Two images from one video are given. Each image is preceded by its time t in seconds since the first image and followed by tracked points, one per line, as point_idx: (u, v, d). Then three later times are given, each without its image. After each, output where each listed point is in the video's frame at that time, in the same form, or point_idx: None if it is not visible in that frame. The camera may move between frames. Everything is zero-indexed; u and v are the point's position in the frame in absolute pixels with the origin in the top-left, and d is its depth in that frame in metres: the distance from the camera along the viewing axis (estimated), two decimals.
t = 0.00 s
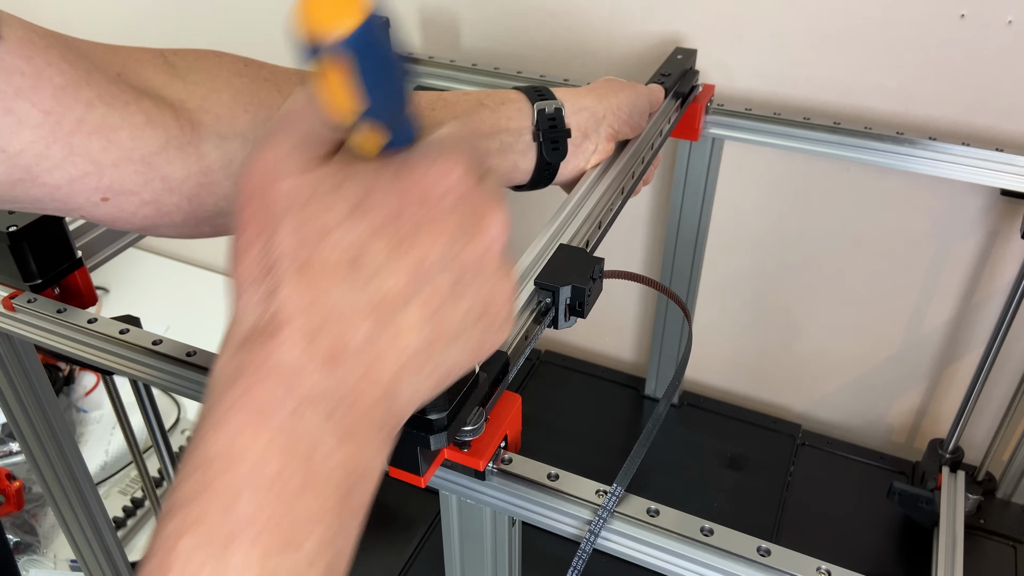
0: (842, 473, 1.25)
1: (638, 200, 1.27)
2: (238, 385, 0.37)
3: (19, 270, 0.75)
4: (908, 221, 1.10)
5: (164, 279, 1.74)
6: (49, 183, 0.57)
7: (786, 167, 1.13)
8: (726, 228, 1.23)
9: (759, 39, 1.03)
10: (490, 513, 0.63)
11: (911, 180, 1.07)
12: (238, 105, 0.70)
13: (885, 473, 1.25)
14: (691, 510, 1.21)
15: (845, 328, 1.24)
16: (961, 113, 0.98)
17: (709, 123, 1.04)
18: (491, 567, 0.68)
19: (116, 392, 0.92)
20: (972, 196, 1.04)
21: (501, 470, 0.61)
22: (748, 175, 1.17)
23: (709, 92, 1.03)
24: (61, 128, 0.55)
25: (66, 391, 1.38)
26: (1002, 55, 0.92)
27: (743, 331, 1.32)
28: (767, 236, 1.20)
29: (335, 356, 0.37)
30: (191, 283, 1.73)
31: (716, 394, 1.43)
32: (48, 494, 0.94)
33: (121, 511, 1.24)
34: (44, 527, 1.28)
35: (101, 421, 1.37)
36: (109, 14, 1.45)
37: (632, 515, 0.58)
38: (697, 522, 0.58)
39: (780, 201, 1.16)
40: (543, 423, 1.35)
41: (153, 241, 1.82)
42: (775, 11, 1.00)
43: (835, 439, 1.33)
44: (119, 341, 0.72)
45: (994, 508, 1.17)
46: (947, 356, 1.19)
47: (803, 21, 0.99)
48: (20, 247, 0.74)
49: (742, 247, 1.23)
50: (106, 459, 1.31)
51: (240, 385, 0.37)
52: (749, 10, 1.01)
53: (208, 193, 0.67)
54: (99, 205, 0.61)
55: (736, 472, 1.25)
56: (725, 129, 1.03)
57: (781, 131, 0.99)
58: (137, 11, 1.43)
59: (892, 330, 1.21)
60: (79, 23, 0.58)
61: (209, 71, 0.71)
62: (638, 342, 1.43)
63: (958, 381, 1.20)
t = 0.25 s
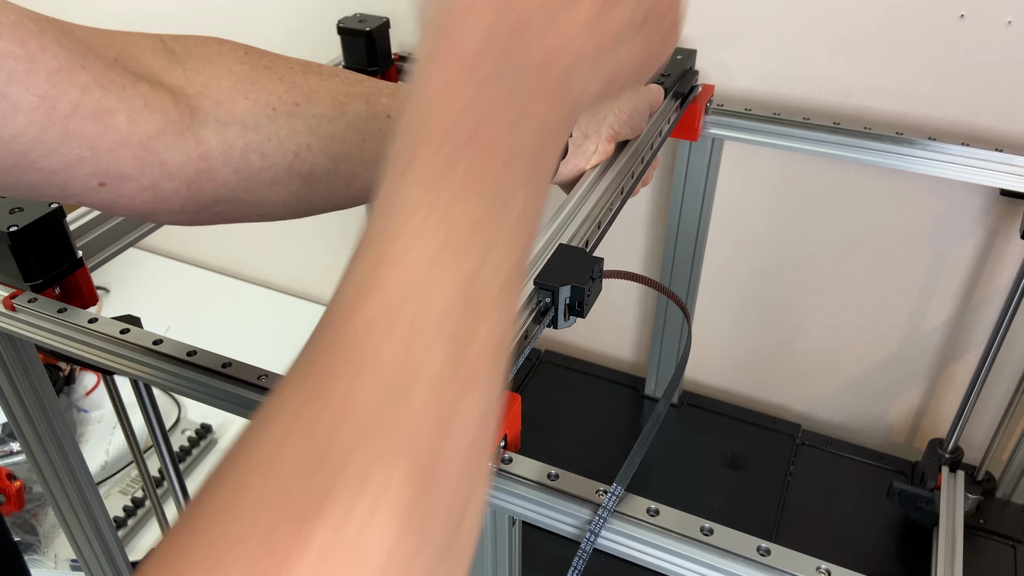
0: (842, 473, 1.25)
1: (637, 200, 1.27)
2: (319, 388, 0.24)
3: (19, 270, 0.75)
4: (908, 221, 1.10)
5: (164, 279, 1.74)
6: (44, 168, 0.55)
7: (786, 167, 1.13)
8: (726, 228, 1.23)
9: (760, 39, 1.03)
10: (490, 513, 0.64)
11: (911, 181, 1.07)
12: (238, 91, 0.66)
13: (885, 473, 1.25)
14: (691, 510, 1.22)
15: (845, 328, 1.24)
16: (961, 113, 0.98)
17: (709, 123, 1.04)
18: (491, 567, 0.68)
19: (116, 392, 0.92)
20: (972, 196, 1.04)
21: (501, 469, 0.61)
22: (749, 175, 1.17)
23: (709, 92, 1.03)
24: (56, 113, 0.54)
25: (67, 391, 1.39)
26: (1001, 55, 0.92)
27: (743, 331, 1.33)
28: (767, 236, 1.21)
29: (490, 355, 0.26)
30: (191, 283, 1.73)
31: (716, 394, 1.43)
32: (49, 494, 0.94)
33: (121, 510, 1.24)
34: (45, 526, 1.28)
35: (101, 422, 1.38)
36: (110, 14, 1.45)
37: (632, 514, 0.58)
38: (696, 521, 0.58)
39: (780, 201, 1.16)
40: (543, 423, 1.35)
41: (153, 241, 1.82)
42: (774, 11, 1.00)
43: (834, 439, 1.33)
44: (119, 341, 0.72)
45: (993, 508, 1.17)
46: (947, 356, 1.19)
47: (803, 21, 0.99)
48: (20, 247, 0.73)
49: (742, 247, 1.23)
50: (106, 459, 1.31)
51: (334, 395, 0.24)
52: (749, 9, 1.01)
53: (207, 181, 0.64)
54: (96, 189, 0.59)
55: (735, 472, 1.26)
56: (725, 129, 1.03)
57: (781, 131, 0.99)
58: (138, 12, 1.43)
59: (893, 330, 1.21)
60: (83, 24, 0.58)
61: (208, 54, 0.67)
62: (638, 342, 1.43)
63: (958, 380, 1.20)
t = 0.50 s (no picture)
0: (842, 473, 1.25)
1: (638, 200, 1.27)
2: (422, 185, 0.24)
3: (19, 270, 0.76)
4: (909, 221, 1.10)
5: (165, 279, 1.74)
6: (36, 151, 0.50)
7: (786, 167, 1.13)
8: (726, 228, 1.23)
9: (760, 38, 1.03)
10: (490, 512, 0.64)
11: (911, 180, 1.07)
12: (233, 82, 0.64)
13: (885, 473, 1.25)
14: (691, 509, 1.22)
15: (845, 327, 1.24)
16: (961, 113, 0.98)
17: (709, 123, 1.04)
18: (492, 566, 0.68)
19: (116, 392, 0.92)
20: (972, 196, 1.04)
21: (501, 469, 0.61)
22: (749, 175, 1.17)
23: (709, 92, 1.03)
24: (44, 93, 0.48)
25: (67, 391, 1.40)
26: (1001, 56, 0.92)
27: (743, 331, 1.33)
28: (767, 236, 1.21)
29: (526, 233, 0.27)
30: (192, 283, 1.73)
31: (716, 394, 1.43)
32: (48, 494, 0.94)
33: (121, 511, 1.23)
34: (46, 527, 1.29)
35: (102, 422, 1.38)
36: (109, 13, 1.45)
37: (632, 514, 0.58)
38: (696, 521, 0.58)
39: (780, 201, 1.16)
40: (543, 423, 1.35)
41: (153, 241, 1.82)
42: (774, 11, 1.00)
43: (834, 439, 1.33)
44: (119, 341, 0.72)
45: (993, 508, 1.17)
46: (946, 356, 1.19)
47: (803, 21, 0.99)
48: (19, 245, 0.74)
49: (742, 247, 1.24)
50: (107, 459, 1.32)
51: (559, 133, 0.28)
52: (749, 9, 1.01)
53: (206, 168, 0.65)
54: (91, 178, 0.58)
55: (736, 472, 1.26)
56: (725, 130, 1.04)
57: (781, 131, 0.99)
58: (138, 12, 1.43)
59: (893, 330, 1.21)
60: (82, 17, 0.58)
61: (204, 50, 0.66)
62: (638, 342, 1.43)
63: (958, 380, 1.20)
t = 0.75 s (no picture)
0: (842, 473, 1.25)
1: (637, 200, 1.27)
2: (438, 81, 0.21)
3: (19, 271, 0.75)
4: (908, 222, 1.10)
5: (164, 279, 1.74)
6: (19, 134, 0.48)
7: (786, 167, 1.13)
8: (725, 228, 1.23)
9: (760, 38, 1.03)
10: (489, 512, 0.63)
11: (911, 180, 1.07)
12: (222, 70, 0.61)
13: (885, 473, 1.25)
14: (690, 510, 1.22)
15: (844, 327, 1.24)
16: (961, 113, 0.98)
17: (708, 123, 1.04)
18: (492, 567, 0.68)
19: (116, 392, 0.92)
20: (972, 196, 1.04)
21: (501, 469, 0.60)
22: (749, 175, 1.17)
23: (709, 92, 1.03)
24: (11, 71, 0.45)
25: (66, 391, 1.40)
26: (1001, 55, 0.92)
27: (743, 331, 1.33)
28: (767, 236, 1.21)
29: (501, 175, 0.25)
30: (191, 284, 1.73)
31: (716, 394, 1.43)
32: (49, 493, 0.94)
33: (121, 511, 1.23)
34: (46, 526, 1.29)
35: (102, 421, 1.38)
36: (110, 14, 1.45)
37: (632, 514, 0.59)
38: (696, 521, 0.58)
39: (780, 201, 1.16)
40: (543, 423, 1.35)
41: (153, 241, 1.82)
42: (773, 12, 1.00)
43: (834, 439, 1.33)
44: (119, 341, 0.72)
45: (993, 508, 1.17)
46: (946, 356, 1.19)
47: (803, 21, 0.99)
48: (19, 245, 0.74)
49: (742, 247, 1.24)
50: (107, 459, 1.32)
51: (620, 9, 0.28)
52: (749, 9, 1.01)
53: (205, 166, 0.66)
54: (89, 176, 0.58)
55: (735, 472, 1.26)
56: (725, 130, 1.04)
57: (781, 131, 0.99)
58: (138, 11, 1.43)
59: (892, 330, 1.21)
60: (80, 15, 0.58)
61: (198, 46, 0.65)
62: (638, 342, 1.43)
63: (957, 381, 1.20)
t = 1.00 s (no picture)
0: (842, 473, 1.25)
1: (638, 200, 1.27)
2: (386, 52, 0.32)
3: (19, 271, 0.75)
4: (908, 222, 1.10)
5: (165, 279, 1.74)
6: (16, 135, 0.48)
7: (786, 166, 1.13)
8: (725, 228, 1.23)
9: (760, 38, 1.03)
10: (489, 512, 0.63)
11: (911, 180, 1.07)
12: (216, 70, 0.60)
13: (886, 473, 1.25)
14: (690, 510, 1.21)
15: (844, 327, 1.24)
16: (961, 113, 0.98)
17: (708, 123, 1.04)
18: (492, 567, 0.68)
19: (116, 392, 0.92)
20: (972, 197, 1.04)
21: (501, 469, 0.60)
22: (749, 175, 1.17)
23: (709, 92, 1.03)
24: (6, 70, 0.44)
25: (66, 391, 1.40)
26: (1001, 55, 0.92)
27: (742, 331, 1.33)
28: (767, 236, 1.21)
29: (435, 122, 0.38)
30: (192, 284, 1.73)
31: (716, 394, 1.43)
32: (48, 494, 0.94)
33: (121, 511, 1.23)
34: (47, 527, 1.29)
35: (102, 421, 1.38)
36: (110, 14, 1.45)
37: (632, 514, 0.58)
38: (697, 522, 0.58)
39: (780, 200, 1.16)
40: (543, 423, 1.35)
41: (153, 241, 1.82)
42: (774, 12, 1.00)
43: (835, 439, 1.33)
44: (120, 341, 0.72)
45: (993, 508, 1.17)
46: (946, 356, 1.19)
47: (803, 21, 0.99)
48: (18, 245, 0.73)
49: (742, 247, 1.24)
50: (107, 459, 1.32)
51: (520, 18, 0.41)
52: (749, 9, 1.01)
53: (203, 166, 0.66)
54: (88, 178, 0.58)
55: (735, 472, 1.26)
56: (725, 130, 1.03)
57: (781, 131, 0.99)
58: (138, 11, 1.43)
59: (892, 330, 1.21)
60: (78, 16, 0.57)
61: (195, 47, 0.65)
62: (638, 342, 1.43)
63: (958, 381, 1.20)
